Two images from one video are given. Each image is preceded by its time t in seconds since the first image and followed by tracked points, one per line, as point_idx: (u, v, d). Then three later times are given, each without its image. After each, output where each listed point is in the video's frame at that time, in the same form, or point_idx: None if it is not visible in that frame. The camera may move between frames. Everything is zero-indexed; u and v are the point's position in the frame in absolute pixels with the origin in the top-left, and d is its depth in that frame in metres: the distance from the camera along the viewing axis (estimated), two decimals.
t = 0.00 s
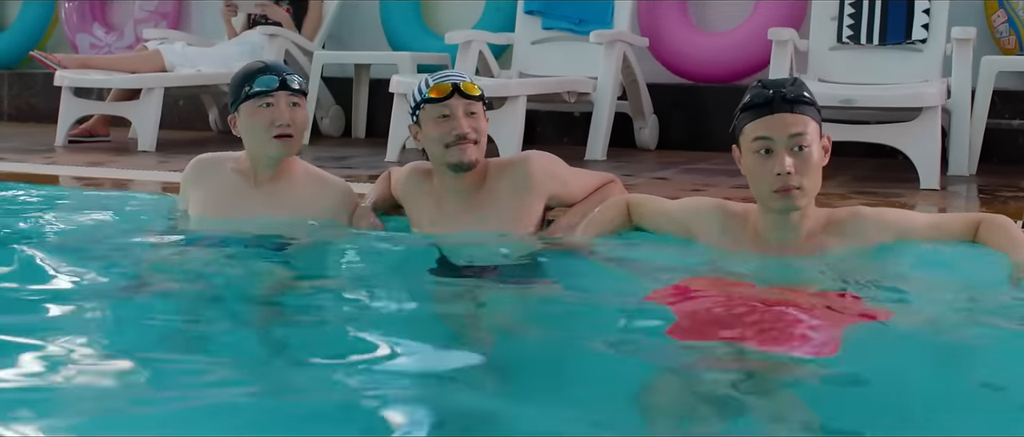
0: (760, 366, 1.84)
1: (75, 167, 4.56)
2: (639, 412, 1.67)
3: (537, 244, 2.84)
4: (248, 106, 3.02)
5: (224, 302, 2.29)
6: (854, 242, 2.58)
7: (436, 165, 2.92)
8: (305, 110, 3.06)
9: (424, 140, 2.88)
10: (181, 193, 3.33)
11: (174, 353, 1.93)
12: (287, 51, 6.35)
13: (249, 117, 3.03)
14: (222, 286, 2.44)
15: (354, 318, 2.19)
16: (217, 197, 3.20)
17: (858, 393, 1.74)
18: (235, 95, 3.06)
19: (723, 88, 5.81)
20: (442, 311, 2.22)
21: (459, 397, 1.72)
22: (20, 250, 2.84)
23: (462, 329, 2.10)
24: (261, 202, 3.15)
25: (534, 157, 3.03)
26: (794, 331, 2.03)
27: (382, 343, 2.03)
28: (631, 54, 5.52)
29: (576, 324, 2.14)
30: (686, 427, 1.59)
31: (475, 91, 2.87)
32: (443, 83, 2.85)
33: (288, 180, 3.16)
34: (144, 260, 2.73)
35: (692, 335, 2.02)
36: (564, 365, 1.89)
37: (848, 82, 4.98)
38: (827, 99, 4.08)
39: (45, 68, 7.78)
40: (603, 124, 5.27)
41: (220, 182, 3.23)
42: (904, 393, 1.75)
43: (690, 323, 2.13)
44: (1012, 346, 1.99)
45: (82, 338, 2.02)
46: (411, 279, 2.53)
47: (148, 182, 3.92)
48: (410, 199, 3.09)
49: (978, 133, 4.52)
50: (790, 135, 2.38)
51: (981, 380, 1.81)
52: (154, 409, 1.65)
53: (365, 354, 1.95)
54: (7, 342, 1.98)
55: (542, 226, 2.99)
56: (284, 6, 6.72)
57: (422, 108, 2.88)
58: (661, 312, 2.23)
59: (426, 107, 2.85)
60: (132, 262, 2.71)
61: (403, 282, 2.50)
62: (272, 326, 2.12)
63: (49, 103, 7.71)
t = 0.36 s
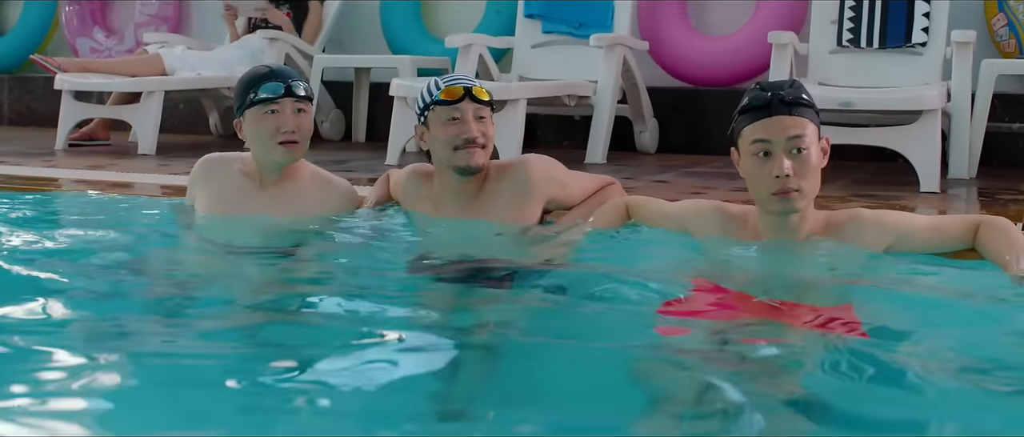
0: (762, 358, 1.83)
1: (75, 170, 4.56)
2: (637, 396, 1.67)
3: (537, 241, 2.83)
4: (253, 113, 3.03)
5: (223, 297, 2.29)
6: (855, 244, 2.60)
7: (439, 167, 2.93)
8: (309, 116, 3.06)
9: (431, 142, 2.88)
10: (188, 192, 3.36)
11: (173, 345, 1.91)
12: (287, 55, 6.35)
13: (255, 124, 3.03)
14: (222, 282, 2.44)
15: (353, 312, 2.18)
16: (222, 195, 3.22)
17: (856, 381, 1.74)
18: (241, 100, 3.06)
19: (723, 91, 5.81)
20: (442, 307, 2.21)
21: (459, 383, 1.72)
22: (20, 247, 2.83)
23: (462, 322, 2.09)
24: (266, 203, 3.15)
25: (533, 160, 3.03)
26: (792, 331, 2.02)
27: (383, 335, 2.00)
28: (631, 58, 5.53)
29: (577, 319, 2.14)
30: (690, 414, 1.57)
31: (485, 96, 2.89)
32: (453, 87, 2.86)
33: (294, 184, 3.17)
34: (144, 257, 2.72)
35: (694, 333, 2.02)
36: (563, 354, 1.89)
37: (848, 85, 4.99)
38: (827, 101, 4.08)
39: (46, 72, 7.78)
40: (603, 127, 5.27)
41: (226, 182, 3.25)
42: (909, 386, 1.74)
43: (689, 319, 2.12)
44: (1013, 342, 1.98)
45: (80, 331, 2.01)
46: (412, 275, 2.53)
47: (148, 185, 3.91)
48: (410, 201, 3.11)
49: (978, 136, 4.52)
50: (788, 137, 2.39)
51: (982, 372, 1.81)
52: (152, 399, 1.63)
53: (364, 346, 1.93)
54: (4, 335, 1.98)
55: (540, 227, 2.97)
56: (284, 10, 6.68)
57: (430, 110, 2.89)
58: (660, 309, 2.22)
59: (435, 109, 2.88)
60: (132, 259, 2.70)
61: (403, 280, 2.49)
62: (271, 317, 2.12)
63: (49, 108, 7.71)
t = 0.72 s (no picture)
0: (764, 358, 1.83)
1: (76, 173, 4.56)
2: (635, 389, 1.68)
3: (537, 247, 2.83)
4: (254, 112, 3.03)
5: (223, 298, 2.29)
6: (856, 247, 2.57)
7: (439, 170, 2.91)
8: (311, 116, 3.07)
9: (434, 146, 2.88)
10: (195, 191, 3.38)
11: (176, 346, 1.89)
12: (288, 58, 6.35)
13: (256, 123, 3.03)
14: (222, 283, 2.44)
15: (353, 312, 2.18)
16: (226, 196, 3.24)
17: (854, 376, 1.75)
18: (245, 99, 3.07)
19: (723, 93, 5.81)
20: (443, 307, 2.21)
21: (458, 377, 1.73)
22: (20, 249, 2.83)
23: (462, 322, 2.09)
24: (267, 203, 3.17)
25: (532, 164, 3.03)
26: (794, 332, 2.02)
27: (385, 335, 1.99)
28: (632, 61, 5.53)
29: (578, 319, 2.14)
30: (695, 414, 1.55)
31: (490, 101, 2.89)
32: (459, 91, 2.86)
33: (293, 184, 3.18)
34: (144, 259, 2.72)
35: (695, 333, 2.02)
36: (562, 351, 1.90)
37: (848, 87, 4.98)
38: (827, 104, 4.08)
39: (46, 75, 7.79)
40: (603, 130, 5.27)
41: (230, 183, 3.26)
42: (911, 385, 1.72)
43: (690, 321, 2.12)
44: (1014, 342, 1.98)
45: (81, 331, 2.00)
46: (412, 277, 2.52)
47: (148, 188, 3.91)
48: (409, 204, 3.11)
49: (978, 138, 4.52)
50: (789, 137, 2.39)
51: (982, 370, 1.81)
52: (152, 396, 1.62)
53: (364, 344, 1.92)
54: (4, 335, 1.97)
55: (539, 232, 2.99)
56: (285, 13, 6.67)
57: (434, 113, 2.90)
58: (662, 311, 2.21)
59: (440, 113, 2.87)
60: (132, 260, 2.70)
61: (404, 281, 2.49)
62: (272, 317, 2.12)
63: (50, 111, 7.71)
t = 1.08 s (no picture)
0: (764, 359, 1.84)
1: (77, 175, 4.56)
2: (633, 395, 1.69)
3: (538, 247, 2.84)
4: (255, 116, 3.04)
5: (224, 298, 2.29)
6: (855, 247, 2.59)
7: (441, 170, 2.92)
8: (311, 119, 3.08)
9: (436, 146, 2.89)
10: (194, 198, 3.38)
11: (172, 351, 1.88)
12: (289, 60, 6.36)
13: (257, 126, 3.04)
14: (223, 283, 2.44)
15: (353, 312, 2.18)
16: (225, 199, 3.23)
17: (851, 379, 1.76)
18: (245, 102, 3.07)
19: (724, 95, 5.81)
20: (443, 307, 2.21)
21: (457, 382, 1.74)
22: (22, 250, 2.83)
23: (462, 323, 2.09)
24: (267, 205, 3.16)
25: (533, 164, 3.03)
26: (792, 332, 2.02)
27: (384, 338, 1.98)
28: (633, 64, 5.53)
29: (578, 319, 2.14)
30: (697, 426, 1.54)
31: (491, 102, 2.89)
32: (459, 92, 2.86)
33: (294, 187, 3.19)
34: (145, 259, 2.72)
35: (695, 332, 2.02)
36: (561, 352, 1.91)
37: (849, 89, 4.99)
38: (828, 105, 4.09)
39: (48, 77, 7.79)
40: (604, 132, 5.27)
41: (229, 186, 3.26)
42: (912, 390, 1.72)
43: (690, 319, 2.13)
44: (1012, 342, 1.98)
45: (80, 332, 2.01)
46: (413, 277, 2.53)
47: (150, 189, 3.92)
48: (409, 204, 3.11)
49: (979, 140, 4.52)
50: (788, 139, 2.39)
51: (980, 370, 1.82)
52: (150, 407, 1.60)
53: (363, 349, 1.91)
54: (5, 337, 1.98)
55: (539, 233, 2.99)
56: (286, 15, 6.69)
57: (436, 114, 2.90)
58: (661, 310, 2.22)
59: (442, 114, 2.87)
60: (133, 261, 2.70)
61: (405, 281, 2.49)
62: (272, 318, 2.12)
63: (51, 112, 7.72)
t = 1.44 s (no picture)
0: (764, 361, 1.84)
1: (77, 176, 4.57)
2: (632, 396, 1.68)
3: (540, 247, 2.84)
4: (257, 113, 3.04)
5: (225, 297, 2.29)
6: (856, 247, 2.59)
7: (444, 169, 2.92)
8: (314, 119, 3.08)
9: (438, 140, 2.89)
10: (194, 199, 3.39)
11: (170, 349, 1.88)
12: (289, 62, 6.36)
13: (259, 124, 3.04)
14: (223, 282, 2.44)
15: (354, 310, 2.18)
16: (225, 200, 3.24)
17: (851, 381, 1.76)
18: (246, 101, 3.07)
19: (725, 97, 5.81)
20: (443, 307, 2.21)
21: (457, 381, 1.74)
22: (20, 248, 2.83)
23: (462, 322, 2.09)
24: (269, 207, 3.17)
25: (534, 164, 3.03)
26: (794, 333, 2.02)
27: (382, 337, 1.98)
28: (635, 68, 5.54)
29: (579, 319, 2.14)
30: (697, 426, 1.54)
31: (494, 97, 2.90)
32: (461, 86, 2.87)
33: (295, 189, 3.19)
34: (144, 258, 2.72)
35: (695, 332, 2.02)
36: (560, 353, 1.91)
37: (849, 91, 4.99)
38: (828, 107, 4.09)
39: (49, 79, 7.79)
40: (604, 132, 5.26)
41: (229, 187, 3.27)
42: (913, 391, 1.72)
43: (690, 319, 2.13)
44: (1013, 343, 1.98)
45: (81, 331, 2.00)
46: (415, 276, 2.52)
47: (151, 190, 3.92)
48: (411, 202, 3.11)
49: (979, 141, 4.52)
50: (789, 139, 2.39)
51: (981, 372, 1.81)
52: (148, 407, 1.60)
53: (363, 347, 1.91)
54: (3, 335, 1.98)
55: (541, 232, 2.99)
56: (286, 17, 6.68)
57: (439, 109, 2.90)
58: (661, 310, 2.22)
59: (443, 109, 2.88)
60: (133, 260, 2.70)
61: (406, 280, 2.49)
62: (274, 316, 2.13)
63: (52, 114, 7.73)
